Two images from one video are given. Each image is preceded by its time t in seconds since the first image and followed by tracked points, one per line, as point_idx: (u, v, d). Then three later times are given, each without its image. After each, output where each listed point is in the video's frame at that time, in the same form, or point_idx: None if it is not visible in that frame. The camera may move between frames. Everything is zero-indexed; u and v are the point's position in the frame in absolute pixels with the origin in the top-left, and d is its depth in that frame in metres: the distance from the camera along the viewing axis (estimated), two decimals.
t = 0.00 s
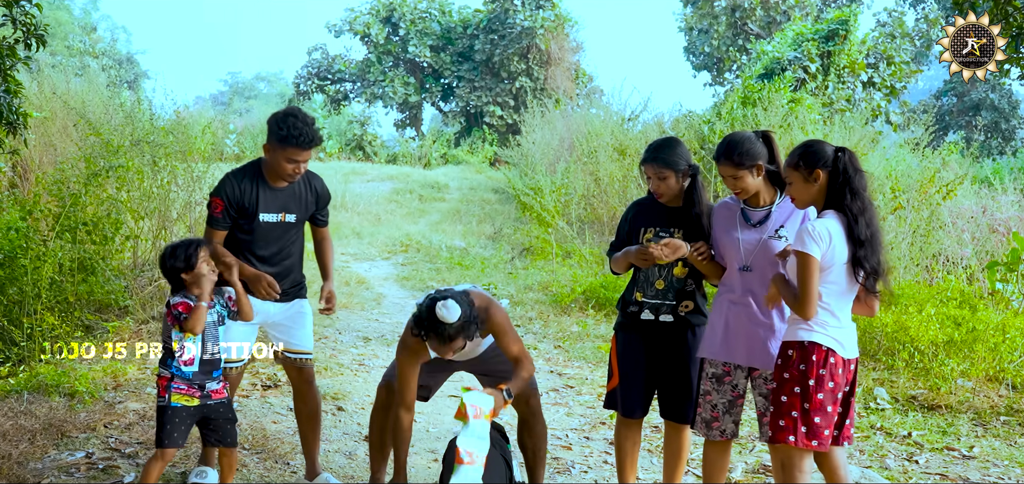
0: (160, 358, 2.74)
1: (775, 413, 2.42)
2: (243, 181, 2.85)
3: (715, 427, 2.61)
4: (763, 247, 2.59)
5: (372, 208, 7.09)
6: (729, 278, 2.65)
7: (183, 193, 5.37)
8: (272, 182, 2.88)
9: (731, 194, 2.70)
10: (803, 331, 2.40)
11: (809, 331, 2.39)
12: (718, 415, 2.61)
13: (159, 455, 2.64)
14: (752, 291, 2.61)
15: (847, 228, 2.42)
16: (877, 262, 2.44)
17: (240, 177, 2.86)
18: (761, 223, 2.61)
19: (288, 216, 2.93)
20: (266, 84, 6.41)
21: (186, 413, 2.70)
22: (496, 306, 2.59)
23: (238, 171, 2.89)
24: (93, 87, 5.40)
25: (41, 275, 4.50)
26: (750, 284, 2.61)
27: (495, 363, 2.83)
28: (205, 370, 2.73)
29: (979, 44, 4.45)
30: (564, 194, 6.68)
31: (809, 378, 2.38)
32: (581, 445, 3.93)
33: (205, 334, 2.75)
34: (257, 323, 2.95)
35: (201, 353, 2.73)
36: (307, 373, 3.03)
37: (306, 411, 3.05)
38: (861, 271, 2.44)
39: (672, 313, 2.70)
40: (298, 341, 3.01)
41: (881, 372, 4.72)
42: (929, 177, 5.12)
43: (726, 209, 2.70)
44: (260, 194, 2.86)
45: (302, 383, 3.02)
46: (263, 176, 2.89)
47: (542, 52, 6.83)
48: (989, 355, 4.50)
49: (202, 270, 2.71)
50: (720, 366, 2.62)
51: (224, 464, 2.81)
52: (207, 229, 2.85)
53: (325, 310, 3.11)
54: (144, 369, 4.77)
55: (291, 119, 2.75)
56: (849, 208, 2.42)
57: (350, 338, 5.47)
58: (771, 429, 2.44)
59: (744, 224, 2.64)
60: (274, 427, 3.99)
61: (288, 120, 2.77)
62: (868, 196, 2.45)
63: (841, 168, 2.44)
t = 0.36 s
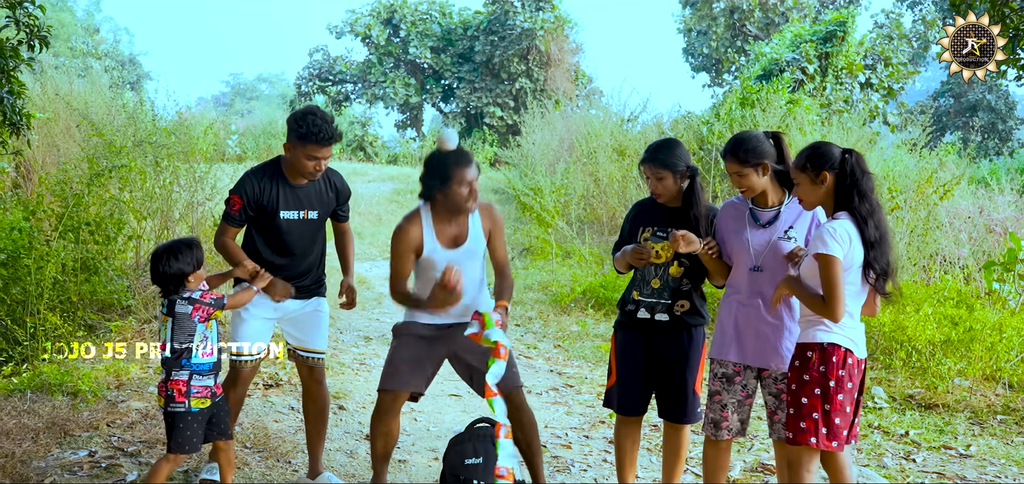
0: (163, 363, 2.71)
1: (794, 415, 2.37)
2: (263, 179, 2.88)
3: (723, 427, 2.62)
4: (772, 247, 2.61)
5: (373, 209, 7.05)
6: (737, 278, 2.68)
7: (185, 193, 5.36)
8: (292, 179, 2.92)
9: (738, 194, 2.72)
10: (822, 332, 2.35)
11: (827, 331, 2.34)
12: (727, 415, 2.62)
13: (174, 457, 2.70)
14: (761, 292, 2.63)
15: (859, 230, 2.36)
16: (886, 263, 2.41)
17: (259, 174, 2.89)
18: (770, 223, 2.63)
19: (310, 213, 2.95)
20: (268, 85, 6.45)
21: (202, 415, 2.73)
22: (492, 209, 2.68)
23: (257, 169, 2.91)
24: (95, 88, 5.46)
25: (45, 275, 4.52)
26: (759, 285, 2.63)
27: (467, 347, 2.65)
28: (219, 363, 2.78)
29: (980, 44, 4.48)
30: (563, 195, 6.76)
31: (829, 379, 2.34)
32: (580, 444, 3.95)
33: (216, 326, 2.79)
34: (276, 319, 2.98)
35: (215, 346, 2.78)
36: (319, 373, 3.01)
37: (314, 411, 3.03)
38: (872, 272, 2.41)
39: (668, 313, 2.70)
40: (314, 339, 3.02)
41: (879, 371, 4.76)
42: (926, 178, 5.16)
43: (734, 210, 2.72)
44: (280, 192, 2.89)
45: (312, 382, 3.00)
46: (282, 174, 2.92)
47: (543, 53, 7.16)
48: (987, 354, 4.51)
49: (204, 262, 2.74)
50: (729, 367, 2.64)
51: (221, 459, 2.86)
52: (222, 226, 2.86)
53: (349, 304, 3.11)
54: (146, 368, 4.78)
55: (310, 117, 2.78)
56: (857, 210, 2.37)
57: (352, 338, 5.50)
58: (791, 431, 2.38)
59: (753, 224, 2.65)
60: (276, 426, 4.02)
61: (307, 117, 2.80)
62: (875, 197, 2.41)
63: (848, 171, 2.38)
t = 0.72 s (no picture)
0: (155, 365, 2.73)
1: (791, 411, 2.39)
2: (248, 167, 2.90)
3: (701, 424, 2.67)
4: (748, 247, 2.61)
5: (374, 209, 7.44)
6: (712, 276, 2.68)
7: (188, 194, 5.43)
8: (275, 164, 2.95)
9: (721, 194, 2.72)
10: (819, 329, 2.38)
11: (825, 329, 2.38)
12: (704, 412, 2.66)
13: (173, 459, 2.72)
14: (735, 290, 2.64)
15: (861, 232, 2.39)
16: (885, 267, 2.44)
17: (244, 164, 2.90)
18: (749, 223, 2.63)
19: (297, 199, 2.98)
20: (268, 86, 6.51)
21: (196, 417, 2.75)
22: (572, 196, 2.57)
23: (240, 161, 2.93)
24: (99, 90, 5.53)
25: (49, 275, 4.59)
26: (734, 283, 2.63)
27: (494, 350, 2.68)
28: (210, 368, 2.79)
29: (980, 44, 4.40)
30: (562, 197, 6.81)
31: (826, 376, 2.36)
32: (580, 442, 3.99)
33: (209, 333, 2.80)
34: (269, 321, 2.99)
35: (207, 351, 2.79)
36: (310, 371, 3.08)
37: (308, 409, 3.10)
38: (871, 276, 2.43)
39: (665, 310, 2.73)
40: (304, 340, 3.06)
41: (876, 371, 4.79)
42: (923, 179, 5.21)
43: (715, 208, 2.72)
44: (265, 177, 2.91)
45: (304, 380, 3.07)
46: (264, 159, 2.95)
47: (542, 55, 7.26)
48: (982, 353, 4.56)
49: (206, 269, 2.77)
50: (704, 365, 2.66)
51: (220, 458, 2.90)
52: (211, 219, 2.85)
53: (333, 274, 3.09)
54: (149, 368, 4.80)
55: (286, 92, 2.89)
56: (860, 212, 2.40)
57: (353, 337, 5.53)
58: (787, 427, 2.40)
59: (733, 223, 2.66)
60: (278, 424, 4.05)
61: (281, 94, 2.90)
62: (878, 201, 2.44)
63: (854, 173, 2.41)
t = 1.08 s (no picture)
0: (166, 363, 2.74)
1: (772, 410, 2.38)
2: (278, 166, 2.91)
3: (702, 419, 2.66)
4: (757, 242, 2.63)
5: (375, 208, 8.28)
6: (717, 265, 2.68)
7: (192, 195, 5.49)
8: (305, 164, 2.96)
9: (734, 189, 2.72)
10: (799, 327, 2.35)
11: (805, 328, 2.35)
12: (704, 408, 2.66)
13: (189, 456, 2.72)
14: (739, 281, 2.64)
15: (842, 232, 2.36)
16: (868, 267, 2.40)
17: (274, 163, 2.92)
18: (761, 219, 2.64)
19: (327, 198, 2.99)
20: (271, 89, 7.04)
21: (208, 413, 2.75)
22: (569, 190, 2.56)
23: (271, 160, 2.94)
24: (104, 92, 5.66)
25: (54, 275, 4.63)
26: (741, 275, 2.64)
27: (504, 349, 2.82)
28: (221, 359, 2.80)
29: (980, 44, 4.38)
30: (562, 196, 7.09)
31: (805, 374, 2.34)
32: (579, 440, 4.03)
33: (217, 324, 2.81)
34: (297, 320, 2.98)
35: (217, 343, 2.80)
36: (331, 372, 3.05)
37: (323, 409, 3.08)
38: (853, 276, 2.39)
39: (667, 308, 2.75)
40: (331, 342, 3.04)
41: (871, 369, 4.82)
42: (918, 180, 5.32)
43: (726, 202, 2.73)
44: (296, 176, 2.92)
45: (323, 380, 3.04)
46: (294, 159, 2.96)
47: (541, 58, 7.67)
48: (976, 352, 4.61)
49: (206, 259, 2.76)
50: (707, 360, 2.68)
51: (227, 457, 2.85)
52: (241, 216, 2.86)
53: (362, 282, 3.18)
54: (153, 366, 4.85)
55: (315, 93, 2.89)
56: (844, 212, 2.37)
57: (355, 336, 5.60)
58: (769, 425, 2.40)
59: (744, 218, 2.66)
60: (281, 422, 4.08)
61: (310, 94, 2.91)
62: (865, 202, 2.40)
63: (841, 173, 2.37)
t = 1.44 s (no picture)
0: (169, 359, 2.69)
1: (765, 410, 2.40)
2: (296, 170, 2.93)
3: (705, 419, 2.67)
4: (758, 246, 2.64)
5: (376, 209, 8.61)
6: (721, 272, 2.70)
7: (195, 195, 5.53)
8: (323, 169, 2.97)
9: (730, 191, 2.76)
10: (792, 328, 2.38)
11: (798, 329, 2.37)
12: (708, 407, 2.67)
13: (187, 455, 2.67)
14: (740, 284, 2.67)
15: (834, 230, 2.39)
16: (861, 263, 2.42)
17: (292, 165, 2.94)
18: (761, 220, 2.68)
19: (341, 202, 3.01)
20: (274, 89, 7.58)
21: (209, 412, 2.69)
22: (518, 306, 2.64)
23: (290, 162, 2.97)
24: (106, 93, 5.73)
25: (58, 275, 4.67)
26: (743, 279, 2.66)
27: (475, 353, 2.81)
28: (223, 364, 2.75)
29: (981, 45, 4.21)
30: (562, 197, 6.93)
31: (797, 375, 2.36)
32: (579, 439, 4.05)
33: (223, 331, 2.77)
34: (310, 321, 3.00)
35: (221, 348, 2.75)
36: (341, 372, 3.07)
37: (329, 409, 3.08)
38: (847, 274, 2.42)
39: (663, 309, 2.77)
40: (343, 343, 3.06)
41: (869, 368, 4.86)
42: (915, 180, 5.36)
43: (723, 204, 2.75)
44: (312, 181, 2.94)
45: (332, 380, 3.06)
46: (313, 163, 2.98)
47: (541, 58, 8.65)
48: (973, 352, 4.62)
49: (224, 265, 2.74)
50: (708, 361, 2.67)
51: (230, 461, 2.79)
52: (258, 217, 2.91)
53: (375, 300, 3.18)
54: (155, 365, 4.88)
55: (339, 104, 2.85)
56: (836, 210, 2.39)
57: (356, 335, 5.63)
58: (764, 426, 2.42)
59: (744, 219, 2.68)
60: (283, 421, 4.08)
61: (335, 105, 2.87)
62: (856, 199, 2.43)
63: (831, 171, 2.41)
